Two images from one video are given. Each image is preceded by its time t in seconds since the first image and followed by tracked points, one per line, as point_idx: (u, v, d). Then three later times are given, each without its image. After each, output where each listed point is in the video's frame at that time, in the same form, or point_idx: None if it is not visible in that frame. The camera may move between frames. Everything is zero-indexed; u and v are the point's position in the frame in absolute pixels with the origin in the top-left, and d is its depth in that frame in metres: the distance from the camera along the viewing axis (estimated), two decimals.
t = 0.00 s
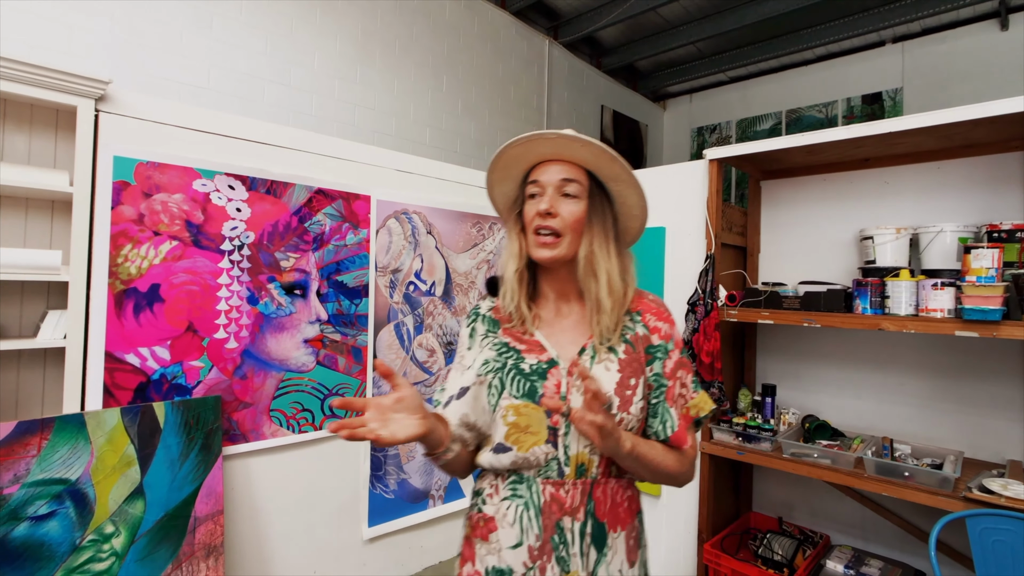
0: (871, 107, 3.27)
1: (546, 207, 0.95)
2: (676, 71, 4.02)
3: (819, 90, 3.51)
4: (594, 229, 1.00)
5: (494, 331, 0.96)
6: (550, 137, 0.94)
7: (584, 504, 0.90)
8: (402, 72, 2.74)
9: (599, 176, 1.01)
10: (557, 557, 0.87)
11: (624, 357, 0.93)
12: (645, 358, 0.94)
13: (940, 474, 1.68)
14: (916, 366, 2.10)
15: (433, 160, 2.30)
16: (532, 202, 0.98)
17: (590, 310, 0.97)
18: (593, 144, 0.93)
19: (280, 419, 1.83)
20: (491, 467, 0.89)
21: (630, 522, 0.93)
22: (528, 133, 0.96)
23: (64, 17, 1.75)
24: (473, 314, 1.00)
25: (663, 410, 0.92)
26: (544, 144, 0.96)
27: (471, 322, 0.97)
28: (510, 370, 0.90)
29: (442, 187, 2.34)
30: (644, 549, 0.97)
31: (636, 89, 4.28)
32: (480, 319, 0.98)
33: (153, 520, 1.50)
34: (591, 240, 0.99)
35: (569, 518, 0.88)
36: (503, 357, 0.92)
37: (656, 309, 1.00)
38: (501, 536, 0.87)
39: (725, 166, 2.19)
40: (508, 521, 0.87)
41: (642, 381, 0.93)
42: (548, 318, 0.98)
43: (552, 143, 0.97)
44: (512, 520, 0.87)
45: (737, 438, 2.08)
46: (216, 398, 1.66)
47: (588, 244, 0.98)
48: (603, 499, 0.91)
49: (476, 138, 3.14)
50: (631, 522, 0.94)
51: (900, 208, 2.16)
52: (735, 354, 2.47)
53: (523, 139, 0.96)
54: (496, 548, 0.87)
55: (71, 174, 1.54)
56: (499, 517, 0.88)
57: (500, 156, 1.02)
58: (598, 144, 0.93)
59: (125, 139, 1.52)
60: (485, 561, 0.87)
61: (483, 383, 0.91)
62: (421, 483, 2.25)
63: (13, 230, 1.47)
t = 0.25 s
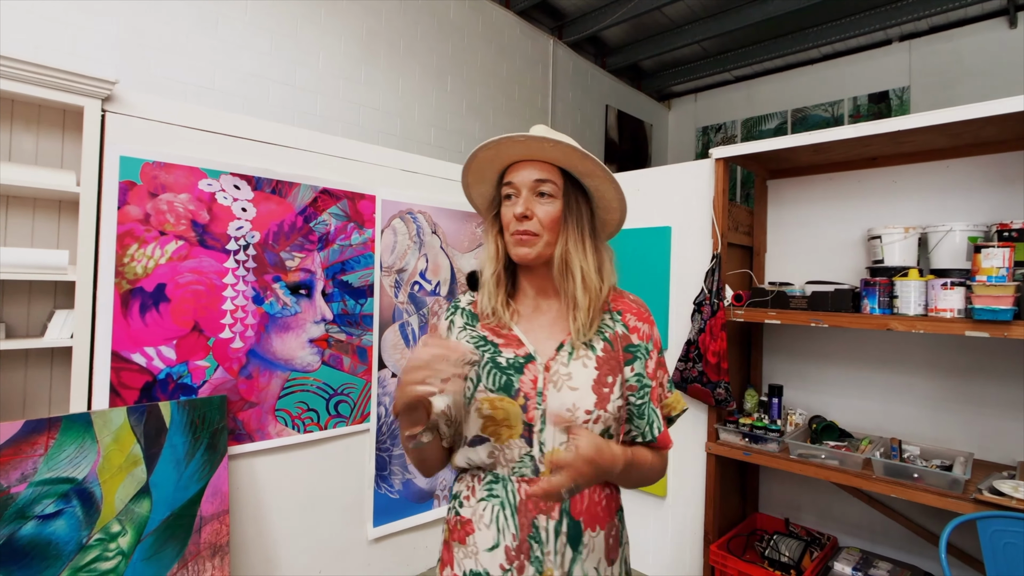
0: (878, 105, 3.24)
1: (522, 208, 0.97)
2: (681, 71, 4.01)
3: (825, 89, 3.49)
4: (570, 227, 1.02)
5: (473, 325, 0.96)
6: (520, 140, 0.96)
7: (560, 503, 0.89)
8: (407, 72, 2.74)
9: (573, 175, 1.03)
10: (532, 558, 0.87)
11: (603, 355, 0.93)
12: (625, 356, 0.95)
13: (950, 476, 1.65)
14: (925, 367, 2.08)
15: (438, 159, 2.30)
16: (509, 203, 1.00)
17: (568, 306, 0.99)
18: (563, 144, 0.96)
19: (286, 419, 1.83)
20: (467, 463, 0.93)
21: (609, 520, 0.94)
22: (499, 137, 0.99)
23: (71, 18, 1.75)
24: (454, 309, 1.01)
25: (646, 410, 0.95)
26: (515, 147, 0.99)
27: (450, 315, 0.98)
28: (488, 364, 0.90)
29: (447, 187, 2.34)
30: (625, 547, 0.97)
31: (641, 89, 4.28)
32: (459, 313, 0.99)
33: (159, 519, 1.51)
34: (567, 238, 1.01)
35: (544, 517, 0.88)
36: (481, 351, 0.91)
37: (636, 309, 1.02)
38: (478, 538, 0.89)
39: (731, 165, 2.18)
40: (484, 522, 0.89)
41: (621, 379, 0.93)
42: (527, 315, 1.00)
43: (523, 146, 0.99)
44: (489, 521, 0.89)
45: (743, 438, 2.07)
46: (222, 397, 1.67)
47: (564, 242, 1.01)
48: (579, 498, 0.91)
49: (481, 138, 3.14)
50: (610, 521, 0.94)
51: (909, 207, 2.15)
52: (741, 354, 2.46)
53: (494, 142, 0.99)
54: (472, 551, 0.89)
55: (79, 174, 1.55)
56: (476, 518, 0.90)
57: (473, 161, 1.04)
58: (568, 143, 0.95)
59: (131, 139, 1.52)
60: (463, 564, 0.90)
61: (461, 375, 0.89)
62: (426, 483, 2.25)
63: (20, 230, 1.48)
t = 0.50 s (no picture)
0: (883, 105, 3.23)
1: (518, 209, 0.97)
2: (684, 71, 4.01)
3: (829, 89, 3.48)
4: (565, 228, 1.03)
5: (466, 326, 0.99)
6: (517, 140, 0.97)
7: (547, 504, 0.89)
8: (411, 73, 2.74)
9: (568, 176, 1.04)
10: (516, 557, 0.89)
11: (594, 356, 0.93)
12: (616, 358, 0.94)
13: (956, 477, 1.65)
14: (930, 367, 2.07)
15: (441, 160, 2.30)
16: (505, 204, 1.00)
17: (561, 307, 0.99)
18: (559, 145, 0.96)
19: (290, 419, 1.84)
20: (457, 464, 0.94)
21: (599, 522, 0.92)
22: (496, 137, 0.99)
23: (78, 20, 1.76)
24: (447, 309, 1.04)
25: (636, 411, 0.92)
26: (512, 148, 1.00)
27: (444, 316, 1.02)
28: (479, 365, 0.92)
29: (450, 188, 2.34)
30: (616, 549, 0.96)
31: (644, 89, 4.28)
32: (452, 313, 1.02)
33: (165, 518, 1.51)
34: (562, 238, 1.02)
35: (530, 517, 0.89)
36: (472, 351, 0.94)
37: (629, 311, 1.01)
38: (467, 537, 0.93)
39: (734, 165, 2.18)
40: (472, 522, 0.92)
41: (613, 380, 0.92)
42: (521, 315, 1.01)
43: (520, 146, 1.00)
44: (476, 520, 0.92)
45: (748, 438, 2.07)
46: (227, 398, 1.67)
47: (560, 242, 1.01)
48: (567, 499, 0.90)
49: (484, 138, 3.14)
50: (599, 523, 0.92)
51: (914, 206, 2.14)
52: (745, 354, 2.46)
53: (492, 143, 0.99)
54: (461, 550, 0.93)
55: (85, 175, 1.56)
56: (465, 518, 0.93)
57: (470, 161, 1.05)
58: (565, 144, 0.96)
59: (137, 140, 1.53)
60: (452, 563, 0.94)
61: (451, 376, 0.94)
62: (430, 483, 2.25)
63: (27, 231, 1.49)
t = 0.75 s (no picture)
0: (886, 104, 3.22)
1: (519, 208, 0.97)
2: (687, 71, 4.01)
3: (832, 88, 3.47)
4: (565, 228, 1.03)
5: (466, 324, 0.99)
6: (519, 140, 0.97)
7: (550, 502, 0.89)
8: (414, 74, 2.75)
9: (569, 176, 1.04)
10: (519, 556, 0.87)
11: (594, 355, 0.93)
12: (616, 356, 0.94)
13: (961, 478, 1.64)
14: (935, 367, 2.06)
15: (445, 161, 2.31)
16: (506, 204, 1.01)
17: (562, 307, 0.99)
18: (560, 145, 0.96)
19: (295, 419, 1.84)
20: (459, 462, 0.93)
21: (601, 520, 0.92)
22: (497, 137, 0.99)
23: (85, 22, 1.77)
24: (447, 308, 1.04)
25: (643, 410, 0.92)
26: (513, 148, 1.00)
27: (444, 315, 1.01)
28: (479, 363, 0.91)
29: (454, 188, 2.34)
30: (618, 547, 0.95)
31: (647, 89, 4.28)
32: (452, 312, 1.01)
33: (170, 517, 1.52)
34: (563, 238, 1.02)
35: (532, 515, 0.88)
36: (472, 350, 0.93)
37: (629, 310, 1.01)
38: (470, 537, 0.90)
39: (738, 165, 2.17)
40: (475, 522, 0.90)
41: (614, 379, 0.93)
42: (521, 315, 1.01)
43: (521, 146, 1.00)
44: (479, 520, 0.90)
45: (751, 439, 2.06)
46: (231, 397, 1.68)
47: (561, 242, 1.01)
48: (569, 497, 0.90)
49: (487, 138, 3.15)
50: (602, 521, 0.92)
51: (918, 206, 2.13)
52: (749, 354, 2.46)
53: (494, 143, 0.99)
54: (464, 550, 0.90)
55: (91, 176, 1.56)
56: (468, 517, 0.91)
57: (472, 160, 1.05)
58: (566, 144, 0.96)
59: (142, 141, 1.54)
60: (456, 563, 0.92)
61: (451, 374, 0.92)
62: (433, 483, 2.26)
63: (34, 231, 1.50)
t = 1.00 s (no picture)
0: (892, 104, 3.21)
1: (527, 209, 0.97)
2: (692, 71, 4.00)
3: (838, 88, 3.46)
4: (572, 229, 1.03)
5: (473, 326, 0.99)
6: (526, 142, 0.97)
7: (558, 503, 0.89)
8: (418, 75, 2.76)
9: (575, 176, 1.04)
10: (529, 556, 0.88)
11: (600, 356, 0.93)
12: (623, 358, 0.95)
13: (969, 480, 1.63)
14: (942, 369, 2.05)
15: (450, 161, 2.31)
16: (513, 206, 1.01)
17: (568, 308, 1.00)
18: (567, 146, 0.96)
19: (301, 419, 1.85)
20: (467, 463, 0.93)
21: (609, 520, 0.92)
22: (504, 139, 0.99)
23: (93, 24, 1.79)
24: (455, 309, 1.05)
25: (642, 410, 0.91)
26: (520, 149, 1.00)
27: (452, 316, 1.02)
28: (486, 364, 0.93)
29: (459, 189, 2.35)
30: (626, 547, 0.96)
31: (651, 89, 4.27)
32: (460, 314, 1.02)
33: (177, 517, 1.53)
34: (570, 239, 1.02)
35: (541, 516, 0.89)
36: (479, 351, 0.94)
37: (635, 311, 1.01)
38: (478, 538, 0.90)
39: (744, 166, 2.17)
40: (484, 523, 0.90)
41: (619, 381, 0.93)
42: (528, 317, 1.01)
43: (528, 148, 1.00)
44: (488, 521, 0.90)
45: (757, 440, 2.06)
46: (238, 397, 1.69)
47: (568, 243, 1.02)
48: (577, 498, 0.90)
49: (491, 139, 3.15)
50: (609, 521, 0.93)
51: (925, 207, 2.12)
52: (754, 355, 2.45)
53: (501, 144, 0.99)
54: (473, 551, 0.90)
55: (100, 177, 1.58)
56: (476, 519, 0.91)
57: (479, 162, 1.04)
58: (573, 145, 0.96)
59: (150, 143, 1.55)
60: (464, 564, 0.91)
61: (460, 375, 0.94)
62: (438, 483, 2.26)
63: (43, 232, 1.51)
